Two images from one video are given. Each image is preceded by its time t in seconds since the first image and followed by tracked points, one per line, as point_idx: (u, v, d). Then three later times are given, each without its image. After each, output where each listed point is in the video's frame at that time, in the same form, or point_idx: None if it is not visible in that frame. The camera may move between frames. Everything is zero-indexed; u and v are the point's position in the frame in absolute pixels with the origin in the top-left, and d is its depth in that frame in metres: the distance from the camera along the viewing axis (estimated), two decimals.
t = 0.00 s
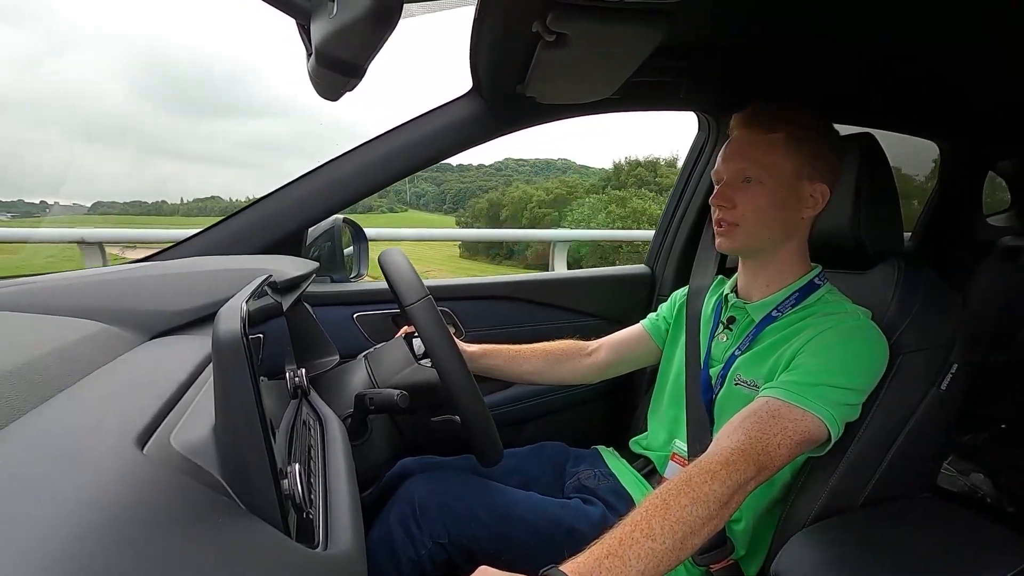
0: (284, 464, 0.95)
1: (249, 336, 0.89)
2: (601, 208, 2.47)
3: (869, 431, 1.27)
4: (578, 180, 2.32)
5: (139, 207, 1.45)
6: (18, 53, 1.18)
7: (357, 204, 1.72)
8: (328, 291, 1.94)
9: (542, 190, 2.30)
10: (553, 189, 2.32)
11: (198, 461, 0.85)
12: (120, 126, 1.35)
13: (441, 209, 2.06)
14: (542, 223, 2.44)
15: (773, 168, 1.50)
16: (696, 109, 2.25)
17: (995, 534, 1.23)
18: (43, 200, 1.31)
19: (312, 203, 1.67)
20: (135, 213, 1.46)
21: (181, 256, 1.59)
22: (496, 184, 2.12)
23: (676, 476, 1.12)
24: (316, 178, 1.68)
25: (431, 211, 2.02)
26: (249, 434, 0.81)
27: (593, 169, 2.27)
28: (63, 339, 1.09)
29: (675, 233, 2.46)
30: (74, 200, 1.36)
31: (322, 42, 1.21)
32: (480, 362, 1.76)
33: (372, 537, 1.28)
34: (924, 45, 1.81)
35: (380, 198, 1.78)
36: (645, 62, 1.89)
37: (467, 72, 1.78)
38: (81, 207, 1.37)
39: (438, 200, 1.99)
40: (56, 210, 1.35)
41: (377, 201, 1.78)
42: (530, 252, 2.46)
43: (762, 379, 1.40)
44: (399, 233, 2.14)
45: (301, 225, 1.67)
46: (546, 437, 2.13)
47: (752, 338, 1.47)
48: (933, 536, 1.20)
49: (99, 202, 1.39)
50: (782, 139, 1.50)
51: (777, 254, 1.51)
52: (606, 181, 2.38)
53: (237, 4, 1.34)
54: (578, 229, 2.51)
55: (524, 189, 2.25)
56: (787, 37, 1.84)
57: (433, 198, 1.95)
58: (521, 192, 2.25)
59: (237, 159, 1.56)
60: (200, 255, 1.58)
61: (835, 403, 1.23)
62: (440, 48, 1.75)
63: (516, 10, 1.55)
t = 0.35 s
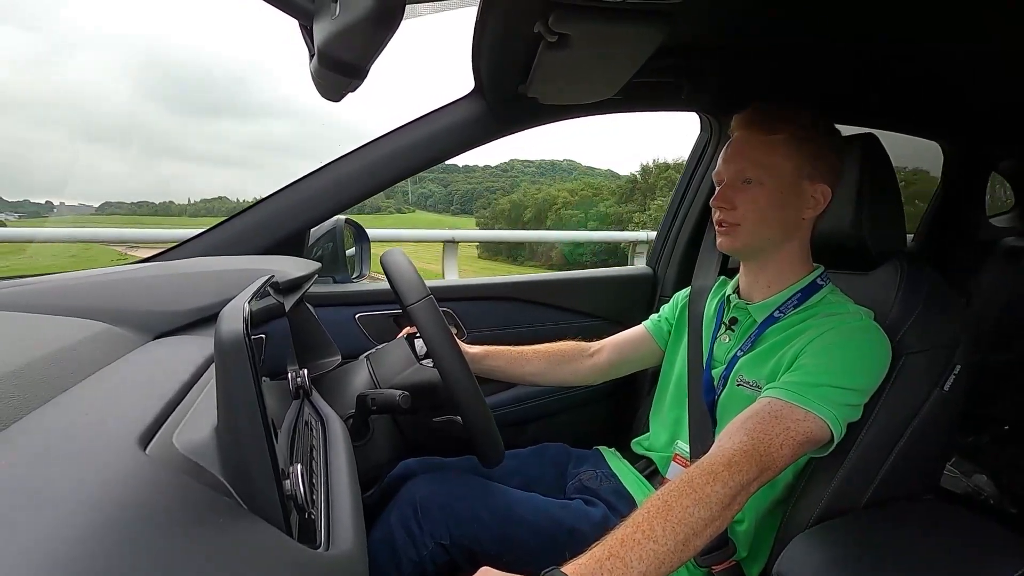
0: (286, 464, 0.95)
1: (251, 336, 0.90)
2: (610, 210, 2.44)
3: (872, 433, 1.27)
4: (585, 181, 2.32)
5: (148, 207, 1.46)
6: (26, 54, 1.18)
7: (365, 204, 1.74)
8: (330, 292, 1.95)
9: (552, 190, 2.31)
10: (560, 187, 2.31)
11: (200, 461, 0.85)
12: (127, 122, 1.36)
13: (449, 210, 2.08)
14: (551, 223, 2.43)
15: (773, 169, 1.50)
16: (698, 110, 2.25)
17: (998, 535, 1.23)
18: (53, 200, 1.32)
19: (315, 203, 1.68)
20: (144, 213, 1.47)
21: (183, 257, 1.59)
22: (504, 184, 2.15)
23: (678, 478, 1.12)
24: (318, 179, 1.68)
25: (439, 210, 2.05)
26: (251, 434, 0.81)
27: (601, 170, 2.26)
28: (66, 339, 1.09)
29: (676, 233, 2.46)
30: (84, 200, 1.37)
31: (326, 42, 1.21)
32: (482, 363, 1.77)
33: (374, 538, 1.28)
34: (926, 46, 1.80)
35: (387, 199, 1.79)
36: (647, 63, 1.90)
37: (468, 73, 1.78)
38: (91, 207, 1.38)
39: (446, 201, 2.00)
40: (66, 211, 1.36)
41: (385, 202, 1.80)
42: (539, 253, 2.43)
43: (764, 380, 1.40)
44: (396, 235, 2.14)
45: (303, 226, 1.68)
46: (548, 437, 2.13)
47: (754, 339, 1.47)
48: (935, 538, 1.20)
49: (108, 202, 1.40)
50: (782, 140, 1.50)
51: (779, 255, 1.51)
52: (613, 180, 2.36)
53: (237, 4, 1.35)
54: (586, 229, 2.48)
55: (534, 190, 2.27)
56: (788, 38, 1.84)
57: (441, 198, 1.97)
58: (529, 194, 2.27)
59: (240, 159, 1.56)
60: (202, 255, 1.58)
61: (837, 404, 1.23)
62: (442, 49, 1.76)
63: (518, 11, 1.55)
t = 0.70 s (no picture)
0: (288, 463, 0.95)
1: (253, 336, 0.90)
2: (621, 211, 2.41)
3: (875, 435, 1.27)
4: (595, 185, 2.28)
5: (156, 207, 1.45)
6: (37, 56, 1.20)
7: (374, 204, 1.75)
8: (332, 291, 1.95)
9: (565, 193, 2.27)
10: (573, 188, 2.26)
11: (202, 461, 0.85)
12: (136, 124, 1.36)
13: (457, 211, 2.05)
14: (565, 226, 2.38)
15: (779, 172, 1.49)
16: (701, 111, 2.24)
17: (1000, 539, 1.22)
18: (56, 200, 1.33)
19: (317, 203, 1.68)
20: (152, 214, 1.47)
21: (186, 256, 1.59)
22: (512, 185, 2.13)
23: (681, 481, 1.12)
24: (321, 178, 1.68)
25: (447, 212, 2.03)
26: (253, 433, 0.81)
27: (611, 172, 2.24)
28: (68, 337, 1.10)
29: (678, 233, 2.46)
30: (88, 200, 1.37)
31: (332, 41, 1.21)
32: (484, 362, 1.77)
33: (376, 538, 1.28)
34: (931, 47, 1.79)
35: (396, 199, 1.80)
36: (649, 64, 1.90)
37: (472, 73, 1.78)
38: (99, 207, 1.39)
39: (453, 202, 1.99)
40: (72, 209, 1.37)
41: (393, 202, 1.81)
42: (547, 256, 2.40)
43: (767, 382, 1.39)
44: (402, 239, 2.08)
45: (306, 225, 1.68)
46: (550, 438, 2.13)
47: (756, 341, 1.47)
48: (938, 542, 1.20)
49: (116, 202, 1.39)
50: (788, 142, 1.49)
51: (786, 259, 1.51)
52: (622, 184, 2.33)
53: (238, 4, 1.43)
54: (598, 231, 2.42)
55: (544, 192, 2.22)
56: (792, 40, 1.84)
57: (449, 200, 1.97)
58: (539, 195, 2.24)
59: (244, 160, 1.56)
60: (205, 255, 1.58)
61: (841, 406, 1.23)
62: (445, 50, 1.76)
63: (521, 11, 1.55)
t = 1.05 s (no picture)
0: (290, 463, 0.96)
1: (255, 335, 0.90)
2: (625, 208, 2.41)
3: (876, 434, 1.26)
4: (597, 187, 2.28)
5: (163, 206, 1.47)
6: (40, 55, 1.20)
7: (382, 205, 1.77)
8: (334, 291, 1.95)
9: (569, 193, 2.25)
10: (578, 189, 2.25)
11: (204, 460, 0.85)
12: (138, 125, 1.36)
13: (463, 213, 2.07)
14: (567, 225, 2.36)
15: (794, 171, 1.48)
16: (702, 110, 2.23)
17: (1001, 538, 1.23)
18: (64, 200, 1.33)
19: (319, 202, 1.68)
20: (158, 214, 1.48)
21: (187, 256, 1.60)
22: (518, 187, 2.14)
23: (685, 475, 1.11)
24: (322, 178, 1.68)
25: (453, 213, 2.04)
26: (255, 432, 0.81)
27: (614, 174, 2.24)
28: (70, 337, 1.10)
29: (679, 233, 2.46)
30: (94, 201, 1.37)
31: (334, 41, 1.21)
32: (485, 362, 1.77)
33: (378, 538, 1.28)
34: (933, 46, 1.79)
35: (403, 200, 1.82)
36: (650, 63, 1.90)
37: (472, 72, 1.78)
38: (106, 207, 1.39)
39: (460, 203, 2.01)
40: (78, 210, 1.37)
41: (401, 202, 1.84)
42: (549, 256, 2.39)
43: (769, 379, 1.39)
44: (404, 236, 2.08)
45: (307, 225, 1.68)
46: (551, 437, 2.13)
47: (757, 337, 1.47)
48: (941, 541, 1.20)
49: (122, 202, 1.41)
50: (802, 142, 1.48)
51: (795, 259, 1.50)
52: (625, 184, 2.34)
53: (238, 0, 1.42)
54: (600, 231, 2.42)
55: (549, 192, 2.21)
56: (794, 38, 1.84)
57: (454, 202, 1.98)
58: (545, 197, 2.22)
59: (246, 160, 1.56)
60: (206, 254, 1.59)
61: (844, 405, 1.23)
62: (446, 49, 1.76)
63: (522, 11, 1.55)
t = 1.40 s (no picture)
0: (290, 463, 0.96)
1: (256, 336, 0.90)
2: (626, 211, 2.42)
3: (877, 436, 1.26)
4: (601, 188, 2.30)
5: (169, 207, 1.46)
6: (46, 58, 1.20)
7: (389, 205, 1.79)
8: (335, 292, 1.95)
9: (573, 193, 2.28)
10: (580, 189, 2.28)
11: (204, 460, 0.85)
12: (141, 125, 1.37)
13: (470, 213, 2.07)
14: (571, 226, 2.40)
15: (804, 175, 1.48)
16: (703, 112, 2.24)
17: (1003, 540, 1.22)
18: (66, 200, 1.32)
19: (320, 204, 1.68)
20: (165, 214, 1.47)
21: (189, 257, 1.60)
22: (523, 188, 2.16)
23: (688, 471, 1.12)
24: (324, 178, 1.69)
25: (460, 213, 2.05)
26: (256, 433, 0.81)
27: (620, 175, 2.26)
28: (73, 338, 1.10)
29: (680, 236, 2.46)
30: (98, 202, 1.38)
31: (334, 43, 1.21)
32: (487, 363, 1.77)
33: (378, 540, 1.28)
34: (934, 47, 1.79)
35: (410, 202, 1.83)
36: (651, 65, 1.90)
37: (473, 74, 1.78)
38: (114, 208, 1.41)
39: (466, 204, 2.01)
40: (85, 210, 1.37)
41: (408, 205, 1.84)
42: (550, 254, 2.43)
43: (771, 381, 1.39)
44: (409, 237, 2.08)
45: (308, 226, 1.68)
46: (552, 438, 2.13)
47: (758, 338, 1.47)
48: (942, 543, 1.19)
49: (130, 203, 1.41)
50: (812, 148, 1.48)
51: (799, 262, 1.50)
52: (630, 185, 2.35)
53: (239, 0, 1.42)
54: (603, 231, 2.45)
55: (554, 195, 2.26)
56: (794, 39, 1.84)
57: (461, 203, 1.99)
58: (549, 198, 2.25)
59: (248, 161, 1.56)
60: (208, 255, 1.59)
61: (844, 406, 1.23)
62: (447, 50, 1.76)
63: (523, 12, 1.56)
